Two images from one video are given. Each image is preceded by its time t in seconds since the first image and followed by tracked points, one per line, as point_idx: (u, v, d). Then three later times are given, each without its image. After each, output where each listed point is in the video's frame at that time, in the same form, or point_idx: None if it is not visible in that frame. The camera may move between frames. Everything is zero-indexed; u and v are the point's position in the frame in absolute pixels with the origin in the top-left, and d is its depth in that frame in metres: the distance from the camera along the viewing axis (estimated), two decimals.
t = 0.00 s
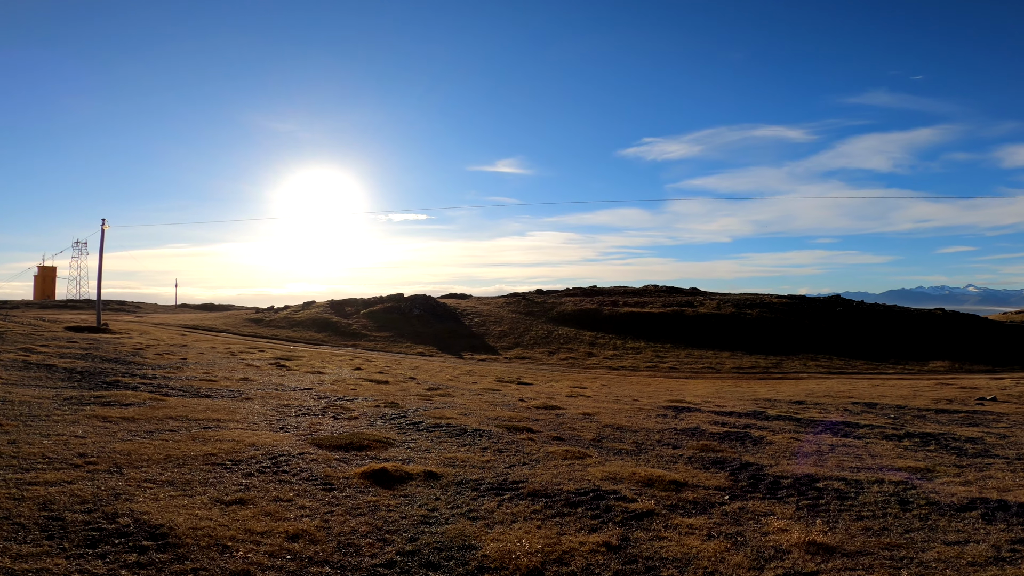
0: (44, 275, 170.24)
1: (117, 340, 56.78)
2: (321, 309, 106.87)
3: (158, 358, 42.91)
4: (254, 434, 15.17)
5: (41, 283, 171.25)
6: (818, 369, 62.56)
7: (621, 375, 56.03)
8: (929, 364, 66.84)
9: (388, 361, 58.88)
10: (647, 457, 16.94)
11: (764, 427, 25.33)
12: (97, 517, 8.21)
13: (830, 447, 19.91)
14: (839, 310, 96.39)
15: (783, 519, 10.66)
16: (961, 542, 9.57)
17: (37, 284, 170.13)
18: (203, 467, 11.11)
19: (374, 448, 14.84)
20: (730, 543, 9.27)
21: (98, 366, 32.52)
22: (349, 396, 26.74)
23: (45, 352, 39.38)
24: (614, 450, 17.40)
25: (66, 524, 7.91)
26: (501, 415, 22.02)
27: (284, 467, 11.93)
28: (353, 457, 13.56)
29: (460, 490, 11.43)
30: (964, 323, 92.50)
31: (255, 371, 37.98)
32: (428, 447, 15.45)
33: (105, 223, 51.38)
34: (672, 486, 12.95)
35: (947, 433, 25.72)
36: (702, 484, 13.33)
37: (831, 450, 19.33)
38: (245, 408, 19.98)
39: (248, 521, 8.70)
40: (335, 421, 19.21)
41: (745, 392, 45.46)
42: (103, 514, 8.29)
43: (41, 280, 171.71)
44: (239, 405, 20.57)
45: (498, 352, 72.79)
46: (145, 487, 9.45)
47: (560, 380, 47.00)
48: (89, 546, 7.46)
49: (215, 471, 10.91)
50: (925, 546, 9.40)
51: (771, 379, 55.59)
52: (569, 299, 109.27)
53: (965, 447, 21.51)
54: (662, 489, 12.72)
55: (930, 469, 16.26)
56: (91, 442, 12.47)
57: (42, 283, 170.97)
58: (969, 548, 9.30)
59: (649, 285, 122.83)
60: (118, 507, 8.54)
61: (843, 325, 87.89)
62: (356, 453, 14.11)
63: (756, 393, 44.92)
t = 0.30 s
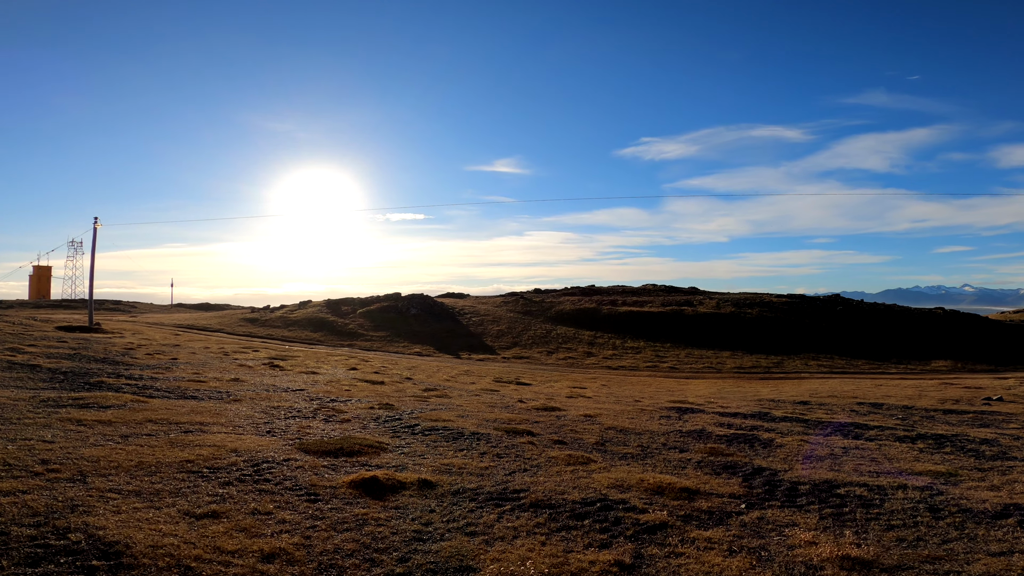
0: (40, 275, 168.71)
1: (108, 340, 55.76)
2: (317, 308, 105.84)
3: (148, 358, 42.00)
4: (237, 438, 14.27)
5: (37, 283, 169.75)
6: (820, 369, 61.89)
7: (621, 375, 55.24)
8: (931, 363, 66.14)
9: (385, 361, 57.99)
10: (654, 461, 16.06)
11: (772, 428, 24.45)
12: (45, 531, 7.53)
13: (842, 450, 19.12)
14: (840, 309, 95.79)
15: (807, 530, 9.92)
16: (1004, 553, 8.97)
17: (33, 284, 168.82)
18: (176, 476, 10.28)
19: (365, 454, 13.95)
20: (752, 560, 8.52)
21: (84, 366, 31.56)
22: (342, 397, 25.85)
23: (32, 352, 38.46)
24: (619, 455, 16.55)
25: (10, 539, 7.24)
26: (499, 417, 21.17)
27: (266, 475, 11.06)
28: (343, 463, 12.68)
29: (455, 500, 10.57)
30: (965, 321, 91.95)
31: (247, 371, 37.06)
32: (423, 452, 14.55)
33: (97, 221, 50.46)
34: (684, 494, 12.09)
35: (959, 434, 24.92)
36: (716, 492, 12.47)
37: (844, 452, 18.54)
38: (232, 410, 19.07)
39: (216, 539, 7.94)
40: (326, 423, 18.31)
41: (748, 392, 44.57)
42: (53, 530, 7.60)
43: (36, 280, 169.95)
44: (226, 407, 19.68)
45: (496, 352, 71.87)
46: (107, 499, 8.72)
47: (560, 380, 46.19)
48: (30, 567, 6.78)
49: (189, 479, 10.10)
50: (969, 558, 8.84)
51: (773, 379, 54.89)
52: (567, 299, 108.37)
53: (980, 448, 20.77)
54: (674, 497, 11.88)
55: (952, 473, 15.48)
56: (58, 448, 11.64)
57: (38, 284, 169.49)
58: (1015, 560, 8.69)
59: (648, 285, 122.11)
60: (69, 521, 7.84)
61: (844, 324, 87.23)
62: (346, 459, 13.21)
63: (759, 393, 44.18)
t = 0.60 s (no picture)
0: (36, 275, 167.54)
1: (100, 339, 54.81)
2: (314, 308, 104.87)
3: (140, 357, 41.13)
4: (220, 440, 13.40)
5: (33, 282, 168.57)
6: (822, 368, 61.12)
7: (621, 375, 54.44)
8: (935, 363, 65.38)
9: (381, 360, 57.13)
10: (662, 464, 15.19)
11: (781, 429, 23.58)
12: None
13: (857, 451, 18.30)
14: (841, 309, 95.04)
15: (838, 538, 9.20)
16: None
17: (29, 284, 167.69)
18: (144, 481, 9.48)
19: (354, 457, 13.06)
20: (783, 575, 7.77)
21: (71, 365, 30.66)
22: (335, 397, 24.98)
23: (20, 351, 37.59)
24: (624, 458, 15.68)
25: None
26: (498, 417, 20.30)
27: (245, 480, 10.20)
28: (331, 467, 11.82)
29: (450, 508, 9.72)
30: (966, 321, 91.29)
31: (240, 370, 36.15)
32: (417, 455, 13.67)
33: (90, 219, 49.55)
34: (698, 501, 11.23)
35: (973, 435, 24.08)
36: (731, 497, 11.61)
37: (859, 454, 17.71)
38: (218, 411, 18.18)
39: (174, 555, 7.25)
40: (316, 425, 17.42)
41: (751, 392, 43.66)
42: None
43: (32, 279, 168.73)
44: (213, 407, 18.79)
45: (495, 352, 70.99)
46: (62, 505, 8.10)
47: (560, 380, 45.35)
48: None
49: (157, 485, 9.31)
50: (1020, 568, 8.37)
51: (775, 379, 54.11)
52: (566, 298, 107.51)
53: (997, 450, 19.98)
54: (688, 503, 11.05)
55: (977, 476, 14.67)
56: (22, 451, 10.80)
57: (34, 283, 168.31)
58: None
59: (647, 284, 121.33)
60: (13, 531, 7.22)
61: (845, 323, 86.48)
62: (334, 462, 12.33)
63: (762, 393, 43.37)
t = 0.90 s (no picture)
0: (31, 275, 166.20)
1: (92, 339, 53.89)
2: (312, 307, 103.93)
3: (130, 357, 40.25)
4: (199, 445, 12.56)
5: (29, 282, 167.32)
6: (825, 368, 60.32)
7: (622, 375, 53.62)
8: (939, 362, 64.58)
9: (378, 360, 56.26)
10: (671, 469, 14.32)
11: (790, 431, 22.72)
12: None
13: (873, 454, 17.46)
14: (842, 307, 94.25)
15: (872, 551, 8.50)
16: None
17: (25, 283, 166.41)
18: (106, 491, 8.71)
19: (342, 463, 12.20)
20: None
21: (57, 365, 29.76)
22: (327, 398, 24.10)
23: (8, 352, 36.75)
24: (631, 462, 14.83)
25: None
26: (496, 419, 19.44)
27: (219, 489, 9.37)
28: (316, 475, 10.96)
29: (443, 521, 8.86)
30: (969, 320, 90.54)
31: (232, 371, 35.27)
32: (411, 461, 12.80)
33: (82, 216, 48.68)
34: (714, 510, 10.38)
35: (988, 436, 23.22)
36: (750, 506, 10.76)
37: (876, 457, 16.86)
38: (202, 413, 17.28)
39: None
40: (305, 428, 16.53)
41: (755, 392, 42.80)
42: None
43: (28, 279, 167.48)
44: (198, 409, 17.92)
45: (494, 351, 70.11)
46: (6, 518, 7.40)
47: (559, 381, 44.51)
48: None
49: (121, 495, 8.55)
50: None
51: (778, 378, 53.27)
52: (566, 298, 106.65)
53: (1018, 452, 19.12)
54: (703, 512, 10.23)
55: (1004, 480, 13.85)
56: None
57: (30, 283, 166.99)
58: None
59: (647, 283, 120.51)
60: None
61: (847, 322, 85.68)
62: (320, 469, 11.46)
63: (766, 393, 42.55)
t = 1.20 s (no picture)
0: (26, 275, 165.05)
1: (83, 339, 52.99)
2: (309, 307, 103.02)
3: (119, 357, 39.37)
4: (173, 450, 11.70)
5: (25, 282, 166.22)
6: (827, 367, 59.59)
7: (621, 375, 52.80)
8: (942, 362, 63.85)
9: (374, 360, 55.37)
10: (679, 475, 13.44)
11: (799, 432, 21.87)
12: None
13: (889, 456, 16.60)
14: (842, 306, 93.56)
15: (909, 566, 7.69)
16: None
17: (20, 283, 165.27)
18: (56, 501, 7.88)
19: (326, 469, 11.31)
20: None
21: (41, 365, 28.90)
22: (318, 399, 23.21)
23: None
24: (637, 468, 13.94)
25: None
26: (493, 421, 18.58)
27: (184, 499, 8.51)
28: (296, 483, 10.06)
29: (432, 536, 7.97)
30: (971, 319, 89.78)
31: (223, 371, 34.39)
32: (401, 468, 11.90)
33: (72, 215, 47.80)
34: (730, 521, 9.51)
35: (1004, 437, 22.36)
36: (768, 515, 9.88)
37: (893, 460, 16.00)
38: (183, 415, 16.40)
39: None
40: (292, 431, 15.63)
41: (757, 392, 41.96)
42: None
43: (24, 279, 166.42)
44: (179, 411, 17.06)
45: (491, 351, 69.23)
46: None
47: (559, 381, 43.64)
48: None
49: (72, 506, 7.71)
50: None
51: (780, 378, 52.48)
52: (565, 297, 105.79)
53: None
54: (717, 523, 9.36)
55: None
56: None
57: (25, 283, 165.89)
58: None
59: (647, 283, 119.76)
60: None
61: (847, 321, 84.91)
62: (301, 476, 10.57)
63: (768, 393, 41.71)
